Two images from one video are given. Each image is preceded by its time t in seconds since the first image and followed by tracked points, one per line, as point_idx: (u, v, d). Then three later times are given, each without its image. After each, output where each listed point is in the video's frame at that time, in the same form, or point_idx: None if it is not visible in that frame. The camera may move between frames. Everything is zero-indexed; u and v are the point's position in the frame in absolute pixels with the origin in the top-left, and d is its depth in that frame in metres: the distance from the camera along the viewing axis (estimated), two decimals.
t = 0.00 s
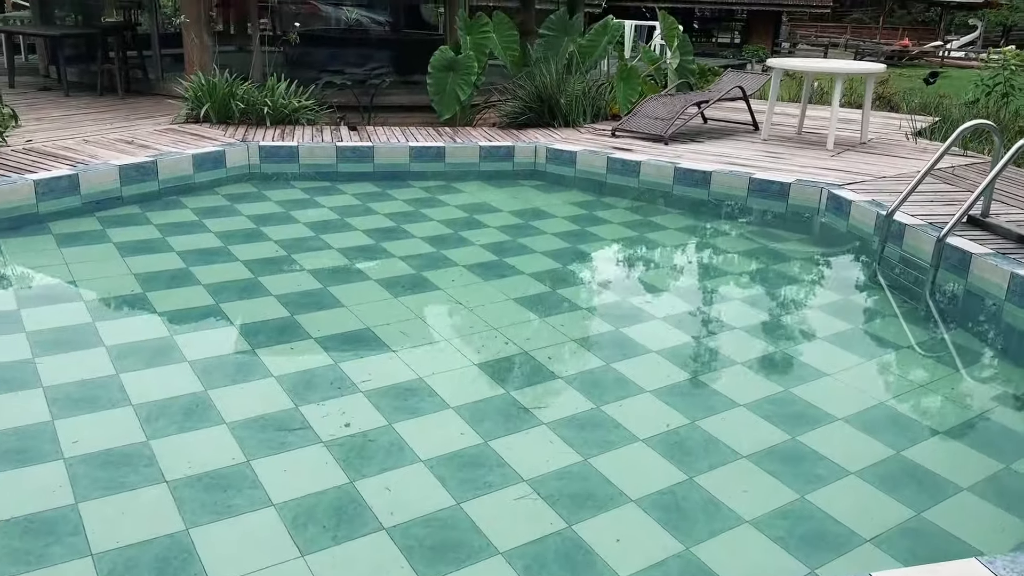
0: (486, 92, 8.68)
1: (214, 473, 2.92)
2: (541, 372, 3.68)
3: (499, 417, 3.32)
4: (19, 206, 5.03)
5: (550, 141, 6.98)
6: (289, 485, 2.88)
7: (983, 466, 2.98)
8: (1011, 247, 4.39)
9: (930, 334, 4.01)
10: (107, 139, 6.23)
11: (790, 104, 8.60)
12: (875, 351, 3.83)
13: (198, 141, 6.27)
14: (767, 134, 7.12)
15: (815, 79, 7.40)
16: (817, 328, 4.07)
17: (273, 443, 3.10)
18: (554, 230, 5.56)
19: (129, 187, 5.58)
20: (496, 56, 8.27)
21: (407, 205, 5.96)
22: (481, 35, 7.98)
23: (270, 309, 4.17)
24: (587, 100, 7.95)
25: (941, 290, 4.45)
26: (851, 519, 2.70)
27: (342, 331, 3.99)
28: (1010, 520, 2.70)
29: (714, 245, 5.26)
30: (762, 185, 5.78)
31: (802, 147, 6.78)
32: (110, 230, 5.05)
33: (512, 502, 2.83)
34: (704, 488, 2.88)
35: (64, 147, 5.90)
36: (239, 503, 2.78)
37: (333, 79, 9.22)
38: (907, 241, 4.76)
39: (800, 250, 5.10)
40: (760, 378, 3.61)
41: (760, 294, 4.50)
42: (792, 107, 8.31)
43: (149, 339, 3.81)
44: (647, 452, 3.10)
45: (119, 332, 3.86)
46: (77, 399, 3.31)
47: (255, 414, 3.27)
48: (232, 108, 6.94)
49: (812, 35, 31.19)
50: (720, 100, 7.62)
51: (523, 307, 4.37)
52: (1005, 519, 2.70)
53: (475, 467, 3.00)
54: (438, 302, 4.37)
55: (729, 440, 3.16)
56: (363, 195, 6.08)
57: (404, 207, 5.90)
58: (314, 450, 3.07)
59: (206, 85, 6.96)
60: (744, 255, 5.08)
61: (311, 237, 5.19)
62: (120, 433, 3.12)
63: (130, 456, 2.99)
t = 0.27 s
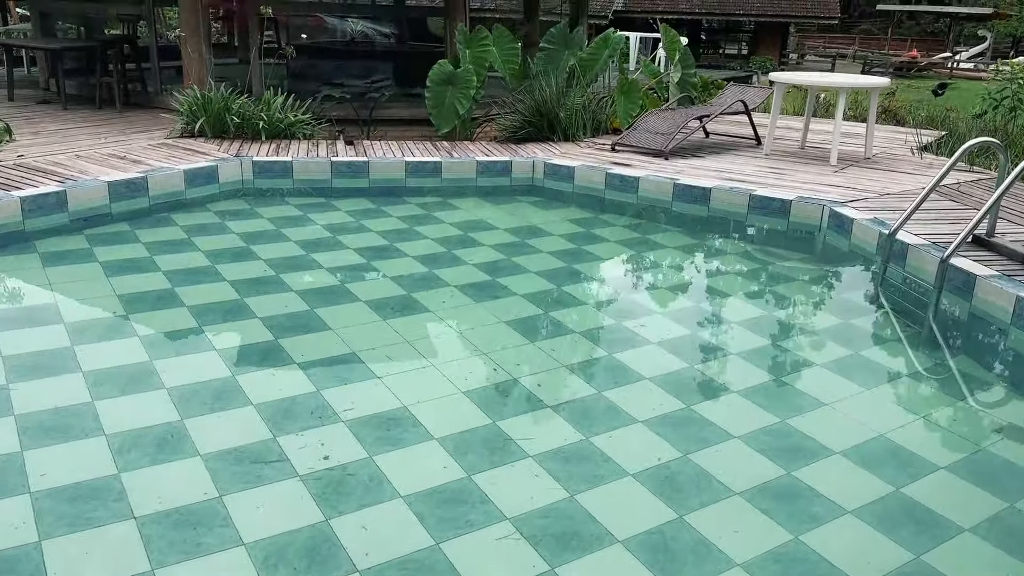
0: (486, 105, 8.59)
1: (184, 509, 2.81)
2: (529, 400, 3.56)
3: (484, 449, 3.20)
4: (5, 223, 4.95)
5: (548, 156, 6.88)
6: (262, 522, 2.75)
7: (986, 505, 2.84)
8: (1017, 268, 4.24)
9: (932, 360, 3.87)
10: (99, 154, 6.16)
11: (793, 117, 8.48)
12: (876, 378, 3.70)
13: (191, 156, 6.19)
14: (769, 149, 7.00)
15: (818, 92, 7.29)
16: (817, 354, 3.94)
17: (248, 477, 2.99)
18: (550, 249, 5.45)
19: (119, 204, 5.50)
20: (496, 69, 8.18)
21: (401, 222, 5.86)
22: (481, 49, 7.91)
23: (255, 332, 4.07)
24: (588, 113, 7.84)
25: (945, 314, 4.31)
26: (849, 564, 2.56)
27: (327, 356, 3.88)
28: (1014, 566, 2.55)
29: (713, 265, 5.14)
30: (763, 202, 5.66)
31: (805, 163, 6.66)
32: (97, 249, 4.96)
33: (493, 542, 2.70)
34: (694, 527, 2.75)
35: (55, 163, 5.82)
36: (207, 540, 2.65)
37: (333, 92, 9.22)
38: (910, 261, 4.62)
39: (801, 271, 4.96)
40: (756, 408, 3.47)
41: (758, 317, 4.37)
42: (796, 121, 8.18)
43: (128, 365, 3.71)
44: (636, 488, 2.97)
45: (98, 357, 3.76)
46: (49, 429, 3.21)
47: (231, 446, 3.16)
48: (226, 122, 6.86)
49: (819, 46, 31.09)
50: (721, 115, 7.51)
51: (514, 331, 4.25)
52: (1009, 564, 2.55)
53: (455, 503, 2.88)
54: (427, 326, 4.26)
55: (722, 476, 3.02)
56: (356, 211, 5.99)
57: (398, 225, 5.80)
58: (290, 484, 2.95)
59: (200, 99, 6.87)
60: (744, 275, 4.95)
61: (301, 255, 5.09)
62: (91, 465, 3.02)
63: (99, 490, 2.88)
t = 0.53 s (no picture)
0: (483, 120, 8.50)
1: (151, 547, 2.71)
2: (513, 432, 3.46)
3: (464, 484, 3.10)
4: None
5: (544, 173, 6.80)
6: (231, 562, 2.65)
7: (984, 546, 2.71)
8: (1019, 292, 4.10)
9: (929, 389, 3.75)
10: (89, 172, 6.11)
11: (794, 132, 8.39)
12: (872, 409, 3.58)
13: (182, 174, 6.13)
14: (769, 166, 6.90)
15: (819, 108, 7.19)
16: (812, 383, 3.83)
17: (220, 514, 2.89)
18: (543, 270, 5.37)
19: (107, 223, 5.43)
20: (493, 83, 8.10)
21: (393, 241, 5.78)
22: (478, 64, 7.83)
23: (237, 359, 3.99)
24: (585, 129, 7.75)
25: (945, 340, 4.19)
26: None
27: (309, 384, 3.80)
28: None
29: (708, 287, 5.04)
30: (760, 221, 5.55)
31: (805, 180, 6.56)
32: (83, 270, 4.90)
33: None
34: (680, 570, 2.63)
35: (44, 181, 5.77)
36: None
37: (329, 107, 9.17)
38: (908, 284, 4.50)
39: (799, 294, 4.86)
40: (747, 441, 3.37)
41: (753, 344, 4.26)
42: (797, 136, 8.08)
43: (106, 394, 3.63)
44: (621, 527, 2.86)
45: (76, 384, 3.69)
46: (19, 462, 3.12)
47: (206, 480, 3.08)
48: (220, 138, 6.79)
49: (825, 57, 31.01)
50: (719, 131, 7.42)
51: (502, 358, 4.16)
52: None
53: (432, 543, 2.77)
54: (413, 352, 4.18)
55: (711, 515, 2.91)
56: (348, 230, 5.92)
57: (389, 244, 5.73)
58: (263, 522, 2.86)
59: (193, 116, 6.82)
60: (740, 298, 4.85)
61: (289, 277, 5.02)
62: (59, 501, 2.93)
63: (65, 527, 2.79)
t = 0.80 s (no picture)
0: (478, 131, 8.43)
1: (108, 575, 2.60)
2: (492, 454, 3.35)
3: (439, 509, 2.98)
4: None
5: (536, 183, 6.71)
6: None
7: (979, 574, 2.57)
8: (1016, 307, 3.98)
9: (922, 409, 3.63)
10: (75, 182, 6.04)
11: (792, 142, 8.29)
12: (865, 430, 3.46)
13: (169, 185, 6.06)
14: (764, 177, 6.81)
15: (815, 118, 7.09)
16: (803, 402, 3.71)
17: (183, 540, 2.78)
18: (532, 284, 5.27)
19: (89, 235, 5.35)
20: (488, 93, 8.02)
21: (381, 253, 5.69)
22: (472, 73, 7.75)
23: (212, 378, 3.90)
24: (580, 139, 7.66)
25: (941, 357, 4.06)
26: None
27: (285, 403, 3.70)
28: None
29: (700, 302, 4.93)
30: (753, 234, 5.45)
31: (801, 191, 6.46)
32: (63, 283, 4.82)
33: None
34: None
35: (28, 192, 5.70)
36: None
37: (324, 117, 9.07)
38: (903, 298, 4.38)
39: (792, 309, 4.75)
40: (735, 465, 3.25)
41: (744, 361, 4.14)
42: (795, 147, 7.99)
43: (75, 413, 3.54)
44: (600, 555, 2.74)
45: (45, 403, 3.59)
46: None
47: (171, 504, 2.97)
48: (208, 148, 6.73)
49: (829, 67, 30.95)
50: (715, 142, 7.33)
51: (485, 375, 4.05)
52: None
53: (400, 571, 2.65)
54: (394, 370, 4.08)
55: (694, 543, 2.79)
56: (336, 242, 5.83)
57: (377, 256, 5.64)
58: (228, 549, 2.74)
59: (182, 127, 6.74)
60: (731, 313, 4.74)
61: (272, 290, 4.93)
62: (17, 525, 2.83)
63: (21, 552, 2.69)
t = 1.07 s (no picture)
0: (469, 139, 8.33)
1: None
2: (465, 478, 3.22)
3: (405, 537, 2.85)
4: None
5: (525, 193, 6.60)
6: None
7: None
8: (1009, 322, 3.85)
9: (913, 429, 3.49)
10: (54, 192, 5.93)
11: (788, 151, 8.18)
12: (853, 453, 3.32)
13: (150, 194, 5.96)
14: (757, 187, 6.69)
15: (809, 126, 6.97)
16: (789, 422, 3.58)
17: (135, 569, 2.65)
18: (517, 298, 5.15)
19: (65, 246, 5.24)
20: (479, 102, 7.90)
21: (364, 265, 5.57)
22: (462, 82, 7.64)
23: (181, 396, 3.78)
24: (571, 148, 7.55)
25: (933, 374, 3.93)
26: None
27: (253, 424, 3.59)
28: None
29: (688, 316, 4.80)
30: (743, 245, 5.33)
31: (794, 202, 6.34)
32: (35, 295, 4.71)
33: None
34: None
35: (5, 202, 5.60)
36: None
37: (314, 126, 8.99)
38: (895, 312, 4.26)
39: (782, 323, 4.62)
40: (718, 490, 3.11)
41: (731, 379, 4.01)
42: (789, 156, 7.88)
43: (35, 432, 3.42)
44: None
45: (5, 422, 3.47)
46: None
47: (127, 530, 2.84)
48: (192, 158, 6.63)
49: (830, 75, 30.88)
50: (707, 151, 7.22)
51: (463, 394, 3.93)
52: None
53: None
54: (369, 388, 3.96)
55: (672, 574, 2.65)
56: (319, 253, 5.72)
57: (360, 268, 5.52)
58: None
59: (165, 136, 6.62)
60: (720, 328, 4.61)
61: (250, 304, 4.82)
62: None
63: None
